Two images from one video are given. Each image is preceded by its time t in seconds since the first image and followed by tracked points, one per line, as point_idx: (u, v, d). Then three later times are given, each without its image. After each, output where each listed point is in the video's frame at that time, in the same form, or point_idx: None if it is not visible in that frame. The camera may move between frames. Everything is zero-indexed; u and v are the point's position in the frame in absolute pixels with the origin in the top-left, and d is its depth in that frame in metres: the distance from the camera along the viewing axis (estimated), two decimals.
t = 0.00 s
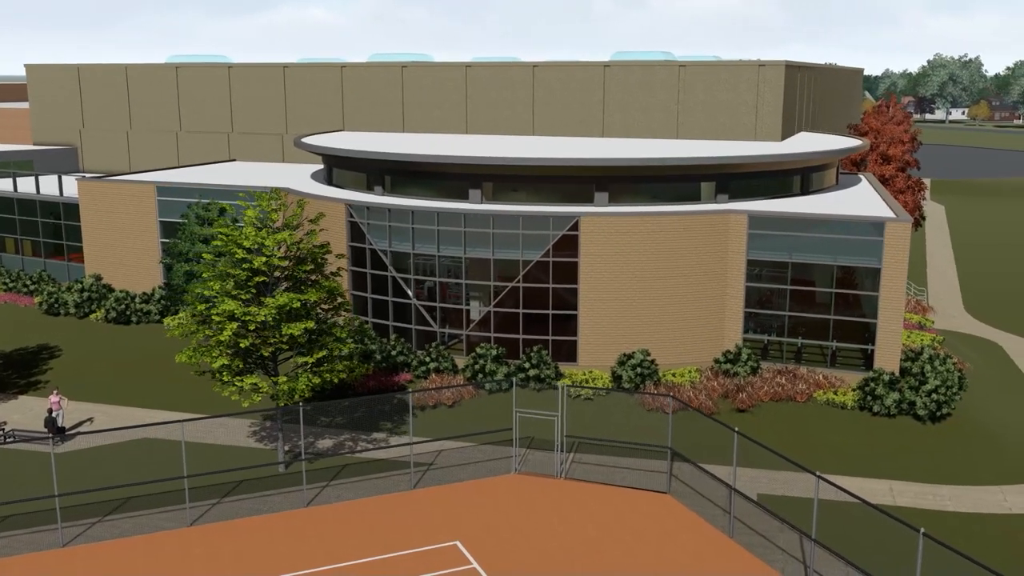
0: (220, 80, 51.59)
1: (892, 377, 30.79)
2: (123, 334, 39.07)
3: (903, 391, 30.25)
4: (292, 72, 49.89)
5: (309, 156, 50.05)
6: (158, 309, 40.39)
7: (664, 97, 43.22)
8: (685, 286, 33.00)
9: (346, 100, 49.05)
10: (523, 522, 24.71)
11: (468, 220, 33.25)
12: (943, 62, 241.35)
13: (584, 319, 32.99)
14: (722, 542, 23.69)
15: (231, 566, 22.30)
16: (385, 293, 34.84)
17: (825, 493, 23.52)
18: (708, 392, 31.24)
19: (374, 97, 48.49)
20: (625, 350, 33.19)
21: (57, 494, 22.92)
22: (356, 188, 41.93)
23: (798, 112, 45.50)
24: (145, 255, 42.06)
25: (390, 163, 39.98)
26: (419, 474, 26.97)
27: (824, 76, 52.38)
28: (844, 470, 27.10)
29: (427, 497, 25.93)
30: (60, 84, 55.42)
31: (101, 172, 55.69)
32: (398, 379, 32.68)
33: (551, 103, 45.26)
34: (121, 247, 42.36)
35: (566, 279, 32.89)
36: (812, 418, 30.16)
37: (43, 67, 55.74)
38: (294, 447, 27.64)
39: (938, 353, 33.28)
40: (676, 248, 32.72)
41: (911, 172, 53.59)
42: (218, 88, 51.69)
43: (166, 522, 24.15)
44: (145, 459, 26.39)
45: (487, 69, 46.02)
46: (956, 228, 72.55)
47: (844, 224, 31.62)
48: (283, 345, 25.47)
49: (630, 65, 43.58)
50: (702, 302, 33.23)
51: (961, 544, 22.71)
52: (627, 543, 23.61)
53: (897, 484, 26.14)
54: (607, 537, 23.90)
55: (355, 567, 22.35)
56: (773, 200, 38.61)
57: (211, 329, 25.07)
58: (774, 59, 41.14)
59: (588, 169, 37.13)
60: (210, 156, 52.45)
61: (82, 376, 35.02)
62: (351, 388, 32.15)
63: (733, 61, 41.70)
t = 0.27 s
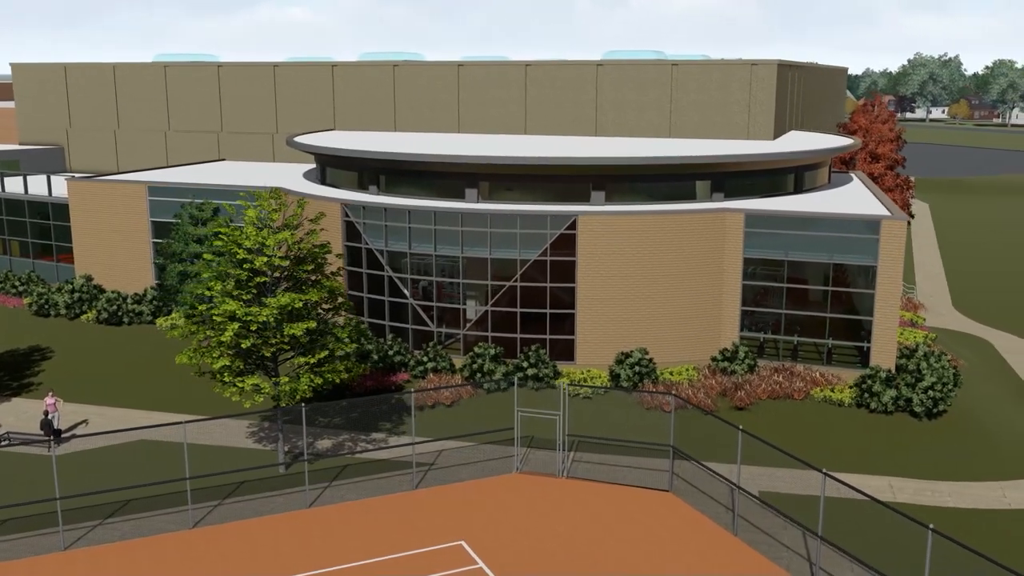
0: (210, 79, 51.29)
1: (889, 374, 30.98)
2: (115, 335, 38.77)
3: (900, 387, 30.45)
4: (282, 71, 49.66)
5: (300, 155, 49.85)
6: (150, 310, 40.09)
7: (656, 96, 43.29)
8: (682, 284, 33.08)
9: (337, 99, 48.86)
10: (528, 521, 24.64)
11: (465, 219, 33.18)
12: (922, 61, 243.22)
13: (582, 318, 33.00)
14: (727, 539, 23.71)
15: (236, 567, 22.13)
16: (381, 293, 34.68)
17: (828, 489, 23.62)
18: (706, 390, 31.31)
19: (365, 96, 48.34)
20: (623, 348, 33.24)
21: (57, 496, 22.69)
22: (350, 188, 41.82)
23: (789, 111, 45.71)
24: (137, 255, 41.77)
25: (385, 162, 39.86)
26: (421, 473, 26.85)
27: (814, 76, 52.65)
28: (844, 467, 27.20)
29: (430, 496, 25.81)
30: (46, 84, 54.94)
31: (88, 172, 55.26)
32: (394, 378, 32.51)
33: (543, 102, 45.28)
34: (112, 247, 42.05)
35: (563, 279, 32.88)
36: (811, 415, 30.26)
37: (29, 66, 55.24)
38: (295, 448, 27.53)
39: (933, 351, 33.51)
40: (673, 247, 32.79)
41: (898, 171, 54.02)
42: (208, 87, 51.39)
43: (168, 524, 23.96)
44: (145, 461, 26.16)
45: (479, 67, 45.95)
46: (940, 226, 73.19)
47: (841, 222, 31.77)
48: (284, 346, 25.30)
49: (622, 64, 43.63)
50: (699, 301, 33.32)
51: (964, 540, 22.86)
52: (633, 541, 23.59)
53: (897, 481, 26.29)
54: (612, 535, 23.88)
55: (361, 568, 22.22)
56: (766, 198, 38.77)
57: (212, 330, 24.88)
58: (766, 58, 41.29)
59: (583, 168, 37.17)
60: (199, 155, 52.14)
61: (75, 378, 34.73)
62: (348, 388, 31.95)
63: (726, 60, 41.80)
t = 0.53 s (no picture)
0: (200, 78, 50.91)
1: (889, 372, 31.15)
2: (108, 337, 38.44)
3: (900, 385, 30.61)
4: (274, 70, 49.36)
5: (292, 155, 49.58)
6: (144, 311, 39.76)
7: (651, 95, 43.23)
8: (682, 284, 33.10)
9: (329, 98, 48.63)
10: (536, 520, 24.55)
11: (465, 219, 33.07)
12: (903, 60, 244.95)
13: (582, 318, 32.95)
14: (736, 536, 23.71)
15: (244, 570, 21.94)
16: (380, 293, 34.50)
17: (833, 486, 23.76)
18: (707, 388, 31.38)
19: (358, 95, 48.09)
20: (622, 348, 33.22)
21: (62, 501, 22.43)
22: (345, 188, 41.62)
23: (782, 109, 45.84)
24: (130, 256, 41.40)
25: (380, 161, 39.67)
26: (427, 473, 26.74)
27: (805, 75, 52.84)
28: (847, 465, 27.31)
29: (437, 496, 25.69)
30: (32, 83, 54.36)
31: (76, 172, 54.74)
32: (394, 379, 32.35)
33: (537, 101, 45.20)
34: (104, 248, 41.67)
35: (563, 278, 32.82)
36: (812, 413, 30.37)
37: (15, 65, 54.64)
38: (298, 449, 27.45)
39: (931, 349, 33.66)
40: (672, 246, 32.80)
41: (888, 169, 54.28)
42: (198, 86, 51.01)
43: (173, 527, 23.75)
44: (146, 464, 25.91)
45: (473, 66, 45.82)
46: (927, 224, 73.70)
47: (840, 221, 31.86)
48: (288, 347, 25.10)
49: (616, 63, 43.59)
50: (698, 300, 33.36)
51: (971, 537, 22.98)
52: (641, 539, 23.58)
53: (901, 478, 26.41)
54: (620, 532, 23.88)
55: (370, 570, 22.08)
56: (762, 197, 38.86)
57: (217, 331, 24.68)
58: (761, 57, 41.30)
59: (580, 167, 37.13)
60: (189, 155, 51.74)
61: (69, 379, 34.41)
62: (348, 388, 31.78)
63: (720, 59, 41.75)
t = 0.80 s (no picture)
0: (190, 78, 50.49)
1: (889, 370, 31.28)
2: (103, 338, 38.11)
3: (901, 383, 30.73)
4: (265, 70, 49.03)
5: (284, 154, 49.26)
6: (138, 313, 39.41)
7: (646, 94, 43.19)
8: (683, 283, 33.10)
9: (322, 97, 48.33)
10: (544, 521, 24.50)
11: (465, 219, 32.90)
12: (883, 59, 246.53)
13: (583, 317, 32.88)
14: (745, 536, 23.75)
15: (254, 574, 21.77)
16: (379, 294, 34.30)
17: (842, 483, 23.83)
18: (709, 388, 31.41)
19: (351, 94, 47.81)
20: (623, 347, 33.20)
21: (68, 505, 22.17)
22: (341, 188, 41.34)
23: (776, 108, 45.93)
24: (123, 257, 40.99)
25: (376, 160, 39.44)
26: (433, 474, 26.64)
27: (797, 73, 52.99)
28: (851, 464, 27.39)
29: (444, 498, 25.60)
30: (19, 82, 53.76)
31: (64, 172, 54.18)
32: (395, 379, 32.19)
33: (532, 100, 45.07)
34: (96, 249, 41.26)
35: (565, 278, 32.73)
36: (815, 412, 30.45)
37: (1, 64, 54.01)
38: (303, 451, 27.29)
39: (930, 346, 33.78)
40: (673, 245, 32.79)
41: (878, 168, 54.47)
42: (188, 85, 50.57)
43: (180, 530, 23.53)
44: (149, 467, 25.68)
45: (467, 65, 45.65)
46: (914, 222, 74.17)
47: (840, 220, 31.94)
48: (294, 349, 24.89)
49: (612, 62, 43.50)
50: (698, 299, 33.37)
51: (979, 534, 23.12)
52: (652, 538, 23.58)
53: (906, 476, 26.52)
54: (630, 532, 23.88)
55: (381, 573, 21.94)
56: (759, 196, 38.93)
57: (222, 332, 24.46)
58: (756, 56, 41.33)
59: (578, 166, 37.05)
60: (179, 154, 51.31)
61: (65, 382, 34.03)
62: (350, 390, 31.58)
63: (715, 58, 41.74)
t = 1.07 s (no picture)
0: (181, 77, 50.04)
1: (892, 368, 31.37)
2: (98, 340, 37.73)
3: (903, 381, 30.81)
4: (258, 69, 48.68)
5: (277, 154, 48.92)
6: (133, 314, 39.06)
7: (642, 93, 43.19)
8: (684, 282, 33.10)
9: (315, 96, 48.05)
10: (555, 521, 24.39)
11: (467, 218, 32.74)
12: (863, 58, 248.21)
13: (585, 317, 32.79)
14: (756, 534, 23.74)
15: None
16: (379, 294, 34.08)
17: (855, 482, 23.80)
18: (713, 387, 31.40)
19: (344, 94, 47.56)
20: (625, 347, 33.15)
21: (76, 510, 21.87)
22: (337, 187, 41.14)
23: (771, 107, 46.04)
24: (117, 258, 40.54)
25: (374, 160, 39.23)
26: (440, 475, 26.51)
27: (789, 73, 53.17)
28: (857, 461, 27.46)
29: (453, 499, 25.47)
30: (6, 82, 53.13)
31: (52, 173, 53.57)
32: (397, 380, 32.01)
33: (527, 99, 44.98)
34: (89, 250, 40.81)
35: (567, 277, 32.63)
36: (818, 410, 30.51)
37: None
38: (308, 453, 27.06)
39: (930, 343, 33.89)
40: (675, 244, 32.78)
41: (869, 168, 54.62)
42: (178, 84, 50.13)
43: (189, 535, 23.28)
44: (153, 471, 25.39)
45: (462, 65, 45.49)
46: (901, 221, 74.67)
47: (842, 218, 32.03)
48: (302, 351, 24.66)
49: (607, 61, 43.47)
50: (700, 298, 33.38)
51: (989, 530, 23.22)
52: (664, 538, 23.54)
53: (913, 473, 26.61)
54: (642, 531, 23.83)
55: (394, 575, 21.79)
56: (757, 195, 38.99)
57: (229, 334, 24.22)
58: (752, 55, 41.42)
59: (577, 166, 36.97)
60: (170, 154, 50.85)
61: (61, 385, 33.61)
62: (352, 391, 31.37)
63: (711, 57, 41.80)
